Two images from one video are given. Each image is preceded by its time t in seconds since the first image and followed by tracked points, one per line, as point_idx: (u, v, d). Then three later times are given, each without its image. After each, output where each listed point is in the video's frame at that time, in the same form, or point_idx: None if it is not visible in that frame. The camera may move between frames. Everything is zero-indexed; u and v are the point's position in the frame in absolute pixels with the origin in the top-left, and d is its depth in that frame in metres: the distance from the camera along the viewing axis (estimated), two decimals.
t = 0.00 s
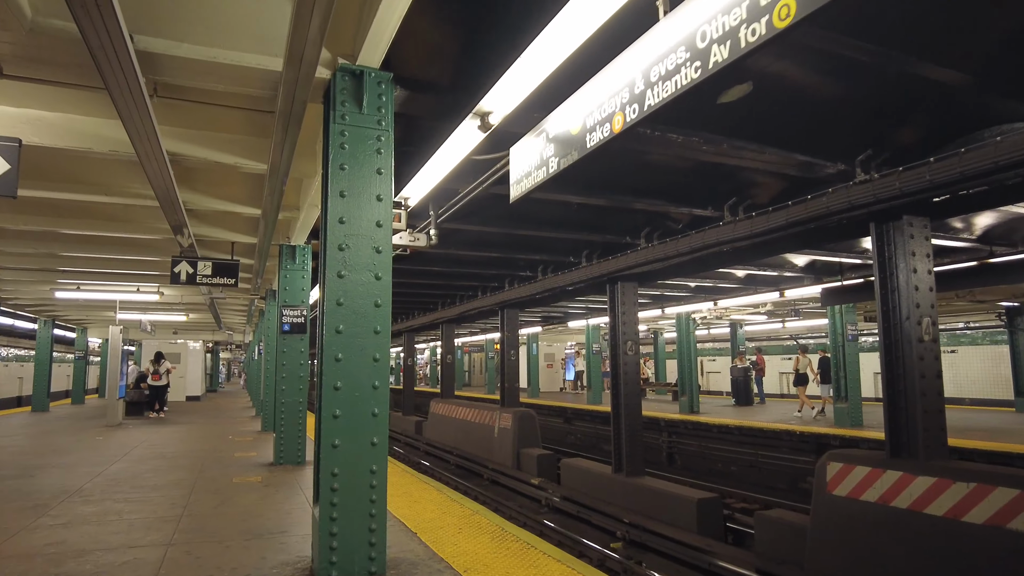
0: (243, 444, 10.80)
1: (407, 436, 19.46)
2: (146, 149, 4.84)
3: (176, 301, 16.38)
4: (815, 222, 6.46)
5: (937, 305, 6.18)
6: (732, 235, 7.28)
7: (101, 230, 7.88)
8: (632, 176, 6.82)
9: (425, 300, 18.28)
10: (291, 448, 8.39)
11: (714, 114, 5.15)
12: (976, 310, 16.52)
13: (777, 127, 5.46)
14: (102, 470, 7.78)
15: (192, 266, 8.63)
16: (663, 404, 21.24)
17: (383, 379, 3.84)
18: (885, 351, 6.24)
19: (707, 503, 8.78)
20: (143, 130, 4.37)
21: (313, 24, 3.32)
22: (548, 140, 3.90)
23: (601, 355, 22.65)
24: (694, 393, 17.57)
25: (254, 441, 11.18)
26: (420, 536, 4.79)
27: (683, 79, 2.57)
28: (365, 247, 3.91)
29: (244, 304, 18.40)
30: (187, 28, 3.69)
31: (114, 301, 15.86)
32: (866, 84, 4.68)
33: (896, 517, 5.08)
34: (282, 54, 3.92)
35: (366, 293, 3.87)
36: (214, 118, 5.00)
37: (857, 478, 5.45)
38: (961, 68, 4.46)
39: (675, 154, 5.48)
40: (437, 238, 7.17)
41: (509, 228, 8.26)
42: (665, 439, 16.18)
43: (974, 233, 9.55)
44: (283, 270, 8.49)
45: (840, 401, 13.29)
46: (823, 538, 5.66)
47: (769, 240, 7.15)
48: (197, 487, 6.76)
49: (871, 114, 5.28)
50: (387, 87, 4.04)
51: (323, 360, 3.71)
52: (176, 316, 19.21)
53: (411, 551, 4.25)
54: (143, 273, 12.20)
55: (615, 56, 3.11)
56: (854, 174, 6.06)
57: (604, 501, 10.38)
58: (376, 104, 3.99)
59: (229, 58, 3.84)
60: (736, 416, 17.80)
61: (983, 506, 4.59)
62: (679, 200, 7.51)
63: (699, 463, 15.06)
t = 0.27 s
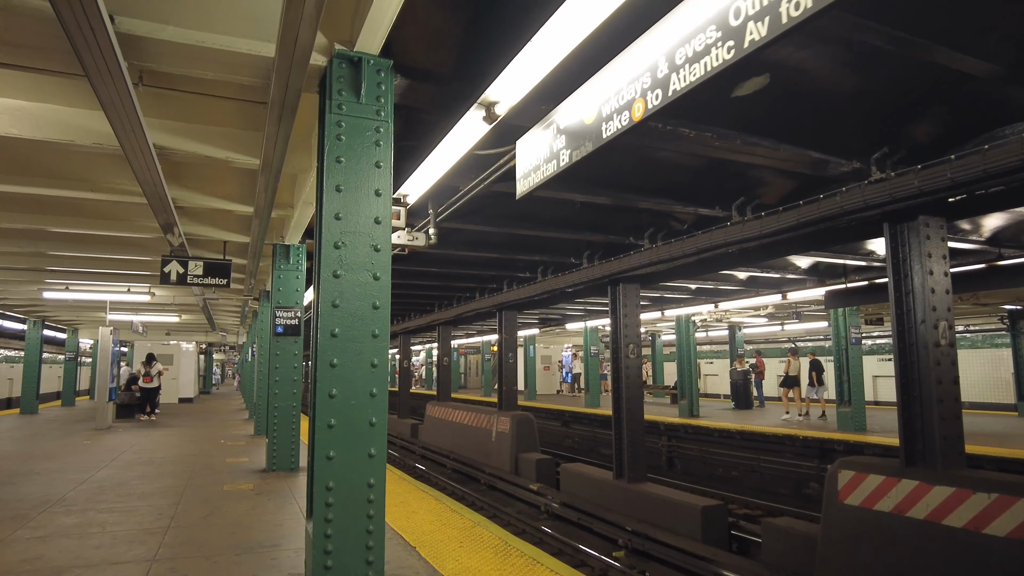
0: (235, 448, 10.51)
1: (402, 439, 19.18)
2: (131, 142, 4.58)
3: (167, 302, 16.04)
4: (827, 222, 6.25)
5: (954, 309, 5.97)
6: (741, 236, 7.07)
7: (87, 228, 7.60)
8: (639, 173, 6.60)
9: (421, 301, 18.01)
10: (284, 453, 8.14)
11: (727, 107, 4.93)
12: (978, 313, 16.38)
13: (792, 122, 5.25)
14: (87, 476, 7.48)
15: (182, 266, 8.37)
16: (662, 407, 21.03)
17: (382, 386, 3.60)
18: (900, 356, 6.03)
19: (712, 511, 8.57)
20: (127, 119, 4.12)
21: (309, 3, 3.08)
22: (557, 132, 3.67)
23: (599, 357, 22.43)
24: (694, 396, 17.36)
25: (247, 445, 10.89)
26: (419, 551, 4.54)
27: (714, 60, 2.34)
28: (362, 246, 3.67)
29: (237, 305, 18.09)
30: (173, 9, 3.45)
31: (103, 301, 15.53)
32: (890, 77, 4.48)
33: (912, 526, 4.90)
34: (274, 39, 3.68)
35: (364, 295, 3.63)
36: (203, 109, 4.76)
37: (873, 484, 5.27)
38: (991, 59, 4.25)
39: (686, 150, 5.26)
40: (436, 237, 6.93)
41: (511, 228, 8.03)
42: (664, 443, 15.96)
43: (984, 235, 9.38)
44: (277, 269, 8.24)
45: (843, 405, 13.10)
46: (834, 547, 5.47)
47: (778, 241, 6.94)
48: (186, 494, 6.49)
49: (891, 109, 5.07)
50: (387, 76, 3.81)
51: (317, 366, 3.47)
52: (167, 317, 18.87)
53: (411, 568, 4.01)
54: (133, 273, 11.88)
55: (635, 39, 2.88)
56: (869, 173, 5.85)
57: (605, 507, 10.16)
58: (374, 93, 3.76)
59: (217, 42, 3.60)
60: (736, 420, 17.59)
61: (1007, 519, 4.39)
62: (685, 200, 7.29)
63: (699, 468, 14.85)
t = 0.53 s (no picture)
0: (226, 452, 10.27)
1: (397, 442, 18.95)
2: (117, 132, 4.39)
3: (158, 301, 15.75)
4: (835, 222, 6.11)
5: (966, 311, 5.83)
6: (747, 236, 6.93)
7: (73, 224, 7.36)
8: (644, 171, 6.43)
9: (417, 302, 17.79)
10: (277, 457, 7.94)
11: (739, 101, 4.77)
12: (977, 317, 16.30)
13: (804, 118, 5.10)
14: (73, 479, 7.25)
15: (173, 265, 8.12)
16: (659, 411, 20.85)
17: (380, 388, 3.42)
18: (911, 359, 5.88)
19: (715, 516, 8.40)
20: (114, 106, 3.93)
21: None
22: (566, 122, 3.50)
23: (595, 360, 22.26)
24: (692, 399, 17.19)
25: (239, 448, 10.65)
26: (418, 560, 4.36)
27: (744, 39, 2.19)
28: (360, 241, 3.48)
29: (230, 305, 17.81)
30: None
31: (92, 300, 15.24)
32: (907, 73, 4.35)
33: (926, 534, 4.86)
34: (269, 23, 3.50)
35: (361, 292, 3.44)
36: (195, 98, 4.56)
37: (884, 489, 5.24)
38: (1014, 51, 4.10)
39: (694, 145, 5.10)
40: (435, 236, 6.73)
41: (510, 227, 7.86)
42: (662, 446, 15.80)
43: (990, 237, 9.26)
44: (271, 268, 8.02)
45: (844, 409, 12.97)
46: (839, 553, 5.52)
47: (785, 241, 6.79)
48: (174, 499, 6.27)
49: (906, 105, 4.95)
50: (387, 63, 3.63)
51: (313, 368, 3.28)
52: (158, 317, 18.57)
53: None
54: (123, 272, 11.62)
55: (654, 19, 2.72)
56: (881, 171, 5.71)
57: (604, 512, 9.99)
58: (374, 81, 3.59)
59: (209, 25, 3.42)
60: (735, 424, 17.44)
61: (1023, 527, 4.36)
62: (689, 198, 7.14)
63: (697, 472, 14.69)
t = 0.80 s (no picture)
0: (223, 453, 10.06)
1: (396, 444, 18.75)
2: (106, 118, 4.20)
3: (155, 300, 15.54)
4: (851, 217, 5.93)
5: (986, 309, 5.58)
6: (757, 232, 6.75)
7: (66, 219, 7.18)
8: (653, 165, 6.25)
9: (417, 302, 17.59)
10: (273, 459, 7.74)
11: (756, 88, 4.59)
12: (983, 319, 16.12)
13: (821, 108, 4.93)
14: (64, 480, 7.04)
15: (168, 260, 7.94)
16: (661, 413, 20.64)
17: (382, 386, 3.23)
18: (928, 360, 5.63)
19: (723, 521, 8.21)
20: (103, 88, 3.74)
21: None
22: (580, 104, 3.31)
23: (597, 361, 22.07)
24: (695, 401, 16.99)
25: (236, 449, 10.45)
26: (419, 569, 4.15)
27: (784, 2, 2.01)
28: (362, 229, 3.29)
29: (228, 304, 17.60)
30: None
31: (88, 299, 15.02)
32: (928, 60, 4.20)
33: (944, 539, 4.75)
34: None
35: (362, 284, 3.25)
36: (189, 82, 4.38)
37: (902, 494, 5.12)
38: None
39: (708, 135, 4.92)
40: (438, 231, 6.54)
41: (514, 224, 7.68)
42: (665, 449, 15.62)
43: (1002, 236, 9.08)
44: (268, 265, 7.82)
45: (850, 412, 12.79)
46: (854, 561, 5.37)
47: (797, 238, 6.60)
48: (168, 501, 6.06)
49: (927, 95, 4.79)
50: (391, 44, 3.45)
51: (310, 364, 3.09)
52: (155, 317, 18.35)
53: None
54: (119, 269, 11.41)
55: None
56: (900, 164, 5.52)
57: (608, 516, 9.80)
58: (377, 61, 3.40)
59: None
60: (738, 426, 17.23)
61: None
62: (699, 194, 6.96)
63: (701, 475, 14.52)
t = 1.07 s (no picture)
0: (221, 457, 9.84)
1: (398, 446, 18.56)
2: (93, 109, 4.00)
3: (154, 300, 15.34)
4: (871, 216, 5.69)
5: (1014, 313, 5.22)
6: (772, 231, 6.51)
7: (59, 218, 6.99)
8: (665, 162, 6.03)
9: (419, 303, 17.38)
10: (272, 465, 7.54)
11: (776, 78, 4.35)
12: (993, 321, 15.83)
13: (843, 102, 4.71)
14: (55, 486, 6.83)
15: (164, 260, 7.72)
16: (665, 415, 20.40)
17: (381, 394, 3.00)
18: (952, 368, 5.29)
19: (734, 530, 7.98)
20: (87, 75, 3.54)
21: None
22: (595, 91, 3.08)
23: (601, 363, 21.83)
24: (701, 404, 16.74)
25: (235, 453, 10.23)
26: None
27: None
28: (361, 226, 3.08)
29: (228, 305, 17.40)
30: None
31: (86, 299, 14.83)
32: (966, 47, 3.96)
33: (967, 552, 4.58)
34: None
35: (359, 286, 3.03)
36: (181, 70, 4.17)
37: (923, 504, 4.95)
38: None
39: (724, 129, 4.68)
40: (442, 230, 6.31)
41: (520, 223, 7.46)
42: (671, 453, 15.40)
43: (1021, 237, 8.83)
44: (267, 265, 7.58)
45: (861, 415, 12.54)
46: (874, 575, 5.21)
47: (813, 238, 6.36)
48: (161, 510, 5.85)
49: (957, 86, 4.55)
50: (392, 29, 3.24)
51: (304, 371, 2.87)
52: (155, 317, 18.16)
53: None
54: (116, 269, 11.21)
55: None
56: (924, 159, 5.28)
57: (615, 523, 9.57)
58: (376, 48, 3.18)
59: None
60: (745, 429, 16.97)
61: None
62: (711, 192, 6.73)
63: (708, 479, 14.32)
